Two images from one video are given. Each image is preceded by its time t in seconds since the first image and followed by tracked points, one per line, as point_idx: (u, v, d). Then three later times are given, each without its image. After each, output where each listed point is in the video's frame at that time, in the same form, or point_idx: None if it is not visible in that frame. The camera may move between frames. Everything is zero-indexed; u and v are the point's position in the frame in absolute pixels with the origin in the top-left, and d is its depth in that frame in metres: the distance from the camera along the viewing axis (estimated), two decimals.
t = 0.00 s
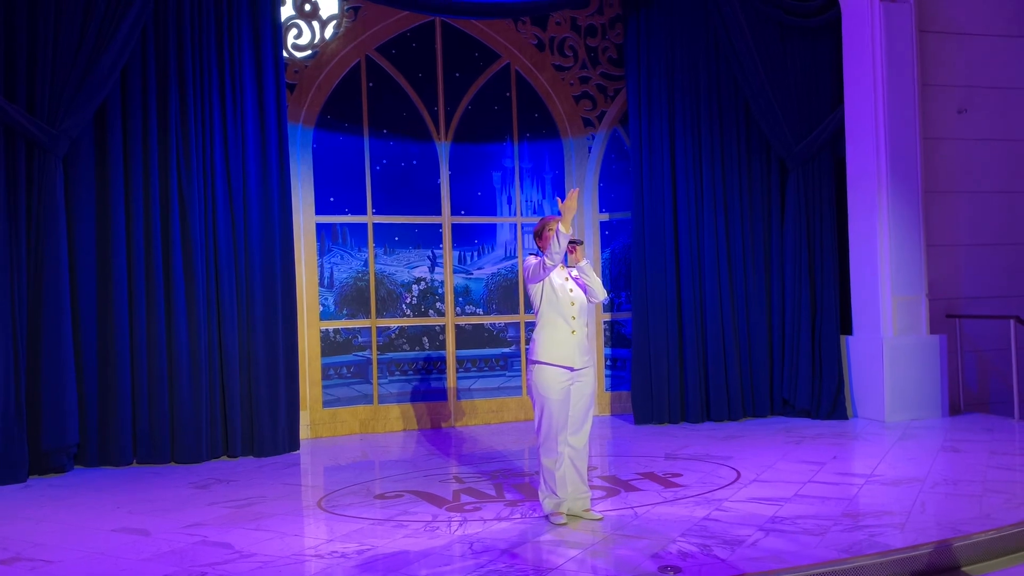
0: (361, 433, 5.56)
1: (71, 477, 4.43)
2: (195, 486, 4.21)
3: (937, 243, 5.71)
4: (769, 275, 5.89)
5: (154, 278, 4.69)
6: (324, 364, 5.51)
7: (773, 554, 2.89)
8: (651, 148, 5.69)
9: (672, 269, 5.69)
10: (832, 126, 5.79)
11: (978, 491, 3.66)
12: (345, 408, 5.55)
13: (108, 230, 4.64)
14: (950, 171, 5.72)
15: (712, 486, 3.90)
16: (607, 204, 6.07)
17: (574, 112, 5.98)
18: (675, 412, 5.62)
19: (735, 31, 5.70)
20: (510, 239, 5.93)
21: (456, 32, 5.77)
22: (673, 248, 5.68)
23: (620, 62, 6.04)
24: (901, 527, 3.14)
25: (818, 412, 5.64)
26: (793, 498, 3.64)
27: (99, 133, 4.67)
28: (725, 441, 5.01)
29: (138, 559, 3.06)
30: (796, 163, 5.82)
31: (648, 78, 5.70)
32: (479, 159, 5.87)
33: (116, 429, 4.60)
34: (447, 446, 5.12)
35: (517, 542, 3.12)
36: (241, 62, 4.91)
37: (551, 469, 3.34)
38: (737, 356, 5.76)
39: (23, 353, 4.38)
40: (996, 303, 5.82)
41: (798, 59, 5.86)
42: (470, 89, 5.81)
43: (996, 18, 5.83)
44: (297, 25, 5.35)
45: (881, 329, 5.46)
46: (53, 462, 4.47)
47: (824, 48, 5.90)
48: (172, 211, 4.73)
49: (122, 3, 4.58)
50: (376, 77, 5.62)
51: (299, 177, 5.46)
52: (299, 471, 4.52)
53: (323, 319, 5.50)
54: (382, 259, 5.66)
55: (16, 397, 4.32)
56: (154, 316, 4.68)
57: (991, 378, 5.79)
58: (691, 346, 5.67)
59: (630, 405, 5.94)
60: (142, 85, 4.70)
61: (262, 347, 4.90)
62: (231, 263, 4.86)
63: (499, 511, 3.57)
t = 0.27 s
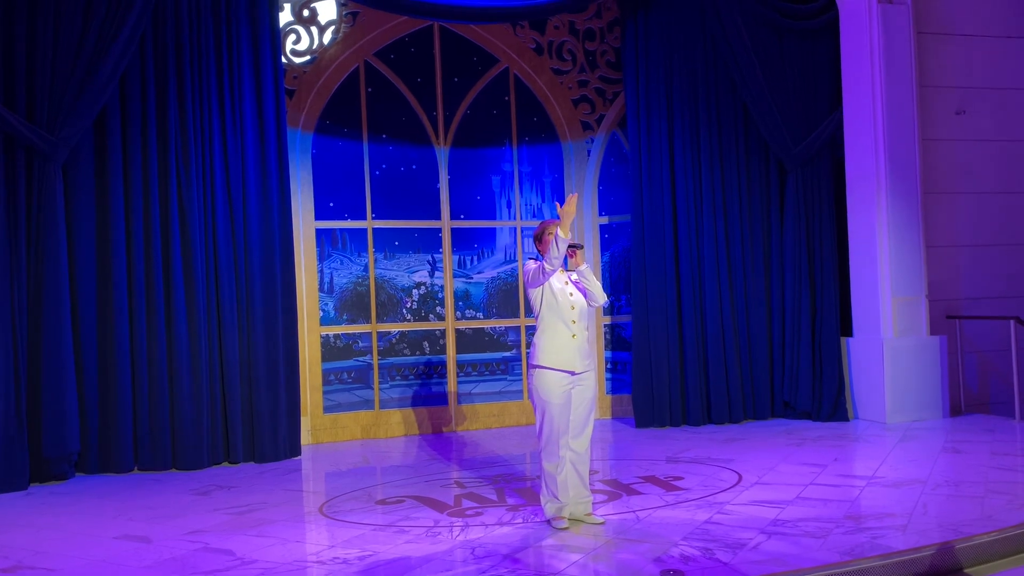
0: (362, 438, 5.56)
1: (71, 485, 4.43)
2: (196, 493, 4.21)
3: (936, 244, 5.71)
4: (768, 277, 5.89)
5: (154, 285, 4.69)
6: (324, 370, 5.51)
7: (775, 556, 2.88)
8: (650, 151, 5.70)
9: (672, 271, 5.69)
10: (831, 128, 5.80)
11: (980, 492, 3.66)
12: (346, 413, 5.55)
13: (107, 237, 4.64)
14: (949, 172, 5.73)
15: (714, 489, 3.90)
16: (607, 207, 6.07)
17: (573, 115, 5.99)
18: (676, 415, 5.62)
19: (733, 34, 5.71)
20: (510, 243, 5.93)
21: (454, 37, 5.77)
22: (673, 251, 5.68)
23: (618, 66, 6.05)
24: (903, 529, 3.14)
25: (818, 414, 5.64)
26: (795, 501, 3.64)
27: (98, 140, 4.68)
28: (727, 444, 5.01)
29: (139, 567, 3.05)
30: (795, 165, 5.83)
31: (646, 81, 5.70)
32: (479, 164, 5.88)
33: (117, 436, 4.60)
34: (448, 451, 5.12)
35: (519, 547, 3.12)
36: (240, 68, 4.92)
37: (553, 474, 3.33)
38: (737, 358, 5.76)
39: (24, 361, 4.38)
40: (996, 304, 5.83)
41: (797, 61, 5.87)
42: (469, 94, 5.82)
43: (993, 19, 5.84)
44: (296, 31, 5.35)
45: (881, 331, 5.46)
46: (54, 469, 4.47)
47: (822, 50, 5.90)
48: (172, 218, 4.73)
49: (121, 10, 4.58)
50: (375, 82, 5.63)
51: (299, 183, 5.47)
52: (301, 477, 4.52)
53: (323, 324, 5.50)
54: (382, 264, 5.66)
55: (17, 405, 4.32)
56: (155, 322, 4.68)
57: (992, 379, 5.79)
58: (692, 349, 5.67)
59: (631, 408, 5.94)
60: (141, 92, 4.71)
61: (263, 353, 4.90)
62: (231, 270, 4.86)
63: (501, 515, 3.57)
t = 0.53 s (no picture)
0: (363, 442, 5.55)
1: (72, 490, 4.43)
2: (196, 497, 4.21)
3: (935, 243, 5.71)
4: (768, 277, 5.89)
5: (153, 290, 4.69)
6: (324, 373, 5.51)
7: (776, 556, 2.88)
8: (648, 152, 5.70)
9: (671, 272, 5.69)
10: (829, 128, 5.79)
11: (981, 490, 3.65)
12: (347, 417, 5.54)
13: (106, 242, 4.64)
14: (947, 170, 5.73)
15: (715, 490, 3.89)
16: (605, 208, 6.07)
17: (570, 117, 5.99)
18: (677, 416, 5.62)
19: (730, 34, 5.72)
20: (509, 245, 5.93)
21: (452, 39, 5.77)
22: (672, 252, 5.68)
23: (616, 67, 6.05)
24: (904, 528, 3.14)
25: (819, 413, 5.64)
26: (796, 500, 3.63)
27: (96, 146, 4.68)
28: (727, 444, 5.01)
29: (140, 572, 3.05)
30: (793, 165, 5.83)
31: (644, 82, 5.70)
32: (477, 166, 5.88)
33: (117, 441, 4.60)
34: (449, 453, 5.11)
35: (520, 549, 3.11)
36: (238, 72, 4.92)
37: (553, 475, 3.33)
38: (737, 359, 5.76)
39: (23, 367, 4.37)
40: (995, 301, 5.83)
41: (794, 61, 5.87)
42: (467, 96, 5.82)
43: (990, 17, 5.84)
44: (293, 35, 5.35)
45: (881, 330, 5.46)
46: (54, 475, 4.47)
47: (819, 50, 5.91)
48: (170, 222, 4.73)
49: (118, 15, 4.58)
50: (372, 85, 5.64)
51: (297, 186, 5.47)
52: (301, 481, 4.51)
53: (322, 328, 5.50)
54: (381, 267, 5.66)
55: (17, 412, 4.31)
56: (154, 327, 4.68)
57: (991, 377, 5.79)
58: (692, 349, 5.66)
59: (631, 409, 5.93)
60: (138, 97, 4.71)
61: (262, 357, 4.90)
62: (231, 274, 4.86)
63: (502, 518, 3.57)
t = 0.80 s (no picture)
0: (362, 443, 5.55)
1: (71, 493, 4.42)
2: (196, 500, 4.21)
3: (933, 241, 5.72)
4: (766, 276, 5.90)
5: (152, 292, 4.69)
6: (323, 375, 5.51)
7: (776, 555, 2.88)
8: (646, 152, 5.70)
9: (669, 271, 5.69)
10: (826, 126, 5.80)
11: (980, 488, 3.65)
12: (346, 419, 5.54)
13: (104, 245, 4.64)
14: (945, 169, 5.73)
15: (714, 489, 3.90)
16: (604, 208, 6.07)
17: (568, 117, 6.00)
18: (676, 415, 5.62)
19: (727, 34, 5.73)
20: (507, 245, 5.93)
21: (449, 40, 5.78)
22: (671, 252, 5.69)
23: (613, 67, 6.05)
24: (903, 526, 3.14)
25: (818, 412, 5.64)
26: (796, 499, 3.64)
27: (94, 149, 4.68)
28: (727, 443, 5.01)
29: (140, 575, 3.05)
30: (791, 163, 5.83)
31: (641, 82, 5.71)
32: (475, 166, 5.88)
33: (117, 444, 4.60)
34: (449, 454, 5.11)
35: (520, 549, 3.11)
36: (235, 74, 4.92)
37: (552, 476, 3.33)
38: (736, 358, 5.76)
39: (22, 371, 4.37)
40: (994, 299, 5.83)
41: (791, 59, 5.88)
42: (464, 97, 5.82)
43: (987, 14, 5.85)
44: (290, 36, 5.36)
45: (880, 328, 5.46)
46: (54, 478, 4.47)
47: (816, 49, 5.91)
48: (168, 225, 4.73)
49: (115, 19, 4.58)
50: (370, 86, 5.64)
51: (295, 188, 5.47)
52: (301, 483, 4.51)
53: (321, 329, 5.50)
54: (379, 268, 5.66)
55: (16, 416, 4.31)
56: (153, 330, 4.68)
57: (991, 374, 5.79)
58: (691, 349, 5.67)
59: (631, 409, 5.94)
60: (135, 100, 4.71)
61: (261, 359, 4.90)
62: (229, 276, 4.86)
63: (502, 518, 3.57)
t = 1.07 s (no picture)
0: (362, 442, 5.56)
1: (71, 493, 4.42)
2: (195, 499, 4.21)
3: (932, 240, 5.72)
4: (765, 276, 5.90)
5: (151, 292, 4.69)
6: (323, 374, 5.51)
7: (775, 554, 2.89)
8: (645, 151, 5.70)
9: (669, 270, 5.69)
10: (825, 127, 5.80)
11: (979, 487, 3.66)
12: (345, 418, 5.55)
13: (103, 244, 4.64)
14: (944, 168, 5.74)
15: (713, 488, 3.90)
16: (603, 208, 6.08)
17: (568, 116, 6.00)
18: (675, 415, 5.63)
19: (726, 34, 5.73)
20: (507, 245, 5.93)
21: (449, 39, 5.78)
22: (670, 251, 5.69)
23: (612, 67, 6.06)
24: (902, 525, 3.14)
25: (817, 412, 5.65)
26: (795, 498, 3.64)
27: (93, 148, 4.68)
28: (726, 443, 5.02)
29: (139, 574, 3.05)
30: (790, 163, 5.83)
31: (640, 81, 5.71)
32: (474, 165, 5.88)
33: (116, 443, 4.60)
34: (448, 454, 5.11)
35: (519, 548, 3.12)
36: (235, 73, 4.92)
37: (551, 475, 3.34)
38: (736, 357, 5.77)
39: (21, 370, 4.37)
40: (993, 298, 5.83)
41: (790, 59, 5.88)
42: (464, 96, 5.82)
43: (986, 14, 5.85)
44: (289, 36, 5.36)
45: (878, 327, 5.47)
46: (53, 478, 4.47)
47: (815, 49, 5.92)
48: (167, 224, 4.73)
49: (114, 18, 4.58)
50: (369, 86, 5.64)
51: (295, 187, 5.47)
52: (300, 481, 4.52)
53: (320, 328, 5.50)
54: (378, 267, 5.66)
55: (15, 415, 4.31)
56: (152, 329, 4.68)
57: (990, 374, 5.80)
58: (690, 348, 5.67)
59: (630, 408, 5.94)
60: (135, 99, 4.71)
61: (260, 358, 4.90)
62: (228, 275, 4.86)
63: (501, 517, 3.57)
